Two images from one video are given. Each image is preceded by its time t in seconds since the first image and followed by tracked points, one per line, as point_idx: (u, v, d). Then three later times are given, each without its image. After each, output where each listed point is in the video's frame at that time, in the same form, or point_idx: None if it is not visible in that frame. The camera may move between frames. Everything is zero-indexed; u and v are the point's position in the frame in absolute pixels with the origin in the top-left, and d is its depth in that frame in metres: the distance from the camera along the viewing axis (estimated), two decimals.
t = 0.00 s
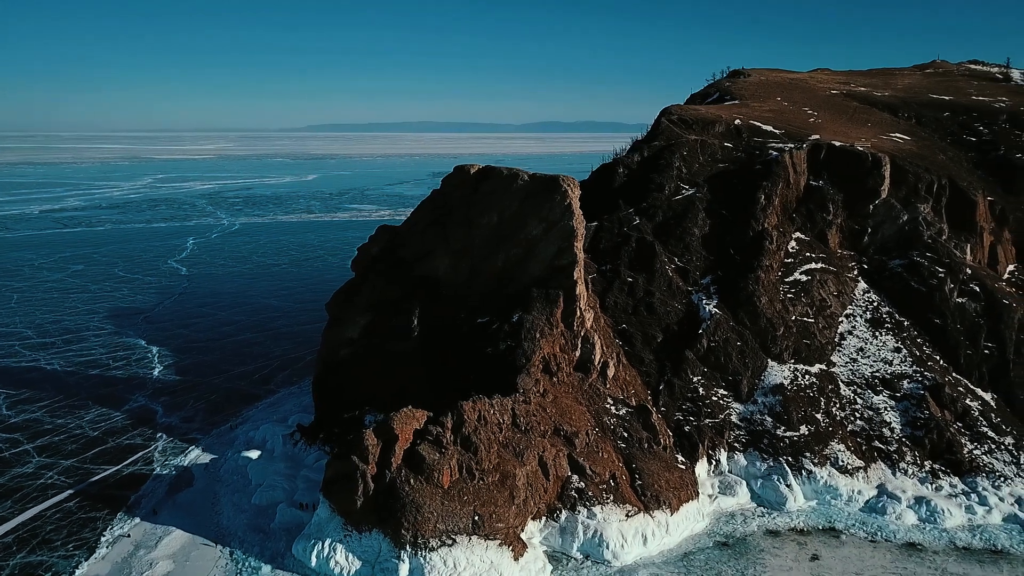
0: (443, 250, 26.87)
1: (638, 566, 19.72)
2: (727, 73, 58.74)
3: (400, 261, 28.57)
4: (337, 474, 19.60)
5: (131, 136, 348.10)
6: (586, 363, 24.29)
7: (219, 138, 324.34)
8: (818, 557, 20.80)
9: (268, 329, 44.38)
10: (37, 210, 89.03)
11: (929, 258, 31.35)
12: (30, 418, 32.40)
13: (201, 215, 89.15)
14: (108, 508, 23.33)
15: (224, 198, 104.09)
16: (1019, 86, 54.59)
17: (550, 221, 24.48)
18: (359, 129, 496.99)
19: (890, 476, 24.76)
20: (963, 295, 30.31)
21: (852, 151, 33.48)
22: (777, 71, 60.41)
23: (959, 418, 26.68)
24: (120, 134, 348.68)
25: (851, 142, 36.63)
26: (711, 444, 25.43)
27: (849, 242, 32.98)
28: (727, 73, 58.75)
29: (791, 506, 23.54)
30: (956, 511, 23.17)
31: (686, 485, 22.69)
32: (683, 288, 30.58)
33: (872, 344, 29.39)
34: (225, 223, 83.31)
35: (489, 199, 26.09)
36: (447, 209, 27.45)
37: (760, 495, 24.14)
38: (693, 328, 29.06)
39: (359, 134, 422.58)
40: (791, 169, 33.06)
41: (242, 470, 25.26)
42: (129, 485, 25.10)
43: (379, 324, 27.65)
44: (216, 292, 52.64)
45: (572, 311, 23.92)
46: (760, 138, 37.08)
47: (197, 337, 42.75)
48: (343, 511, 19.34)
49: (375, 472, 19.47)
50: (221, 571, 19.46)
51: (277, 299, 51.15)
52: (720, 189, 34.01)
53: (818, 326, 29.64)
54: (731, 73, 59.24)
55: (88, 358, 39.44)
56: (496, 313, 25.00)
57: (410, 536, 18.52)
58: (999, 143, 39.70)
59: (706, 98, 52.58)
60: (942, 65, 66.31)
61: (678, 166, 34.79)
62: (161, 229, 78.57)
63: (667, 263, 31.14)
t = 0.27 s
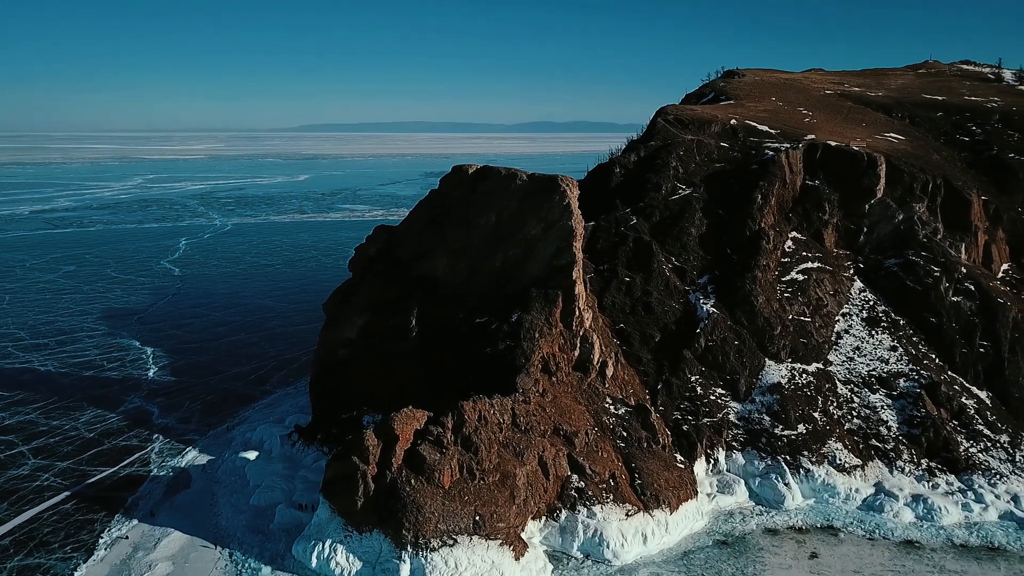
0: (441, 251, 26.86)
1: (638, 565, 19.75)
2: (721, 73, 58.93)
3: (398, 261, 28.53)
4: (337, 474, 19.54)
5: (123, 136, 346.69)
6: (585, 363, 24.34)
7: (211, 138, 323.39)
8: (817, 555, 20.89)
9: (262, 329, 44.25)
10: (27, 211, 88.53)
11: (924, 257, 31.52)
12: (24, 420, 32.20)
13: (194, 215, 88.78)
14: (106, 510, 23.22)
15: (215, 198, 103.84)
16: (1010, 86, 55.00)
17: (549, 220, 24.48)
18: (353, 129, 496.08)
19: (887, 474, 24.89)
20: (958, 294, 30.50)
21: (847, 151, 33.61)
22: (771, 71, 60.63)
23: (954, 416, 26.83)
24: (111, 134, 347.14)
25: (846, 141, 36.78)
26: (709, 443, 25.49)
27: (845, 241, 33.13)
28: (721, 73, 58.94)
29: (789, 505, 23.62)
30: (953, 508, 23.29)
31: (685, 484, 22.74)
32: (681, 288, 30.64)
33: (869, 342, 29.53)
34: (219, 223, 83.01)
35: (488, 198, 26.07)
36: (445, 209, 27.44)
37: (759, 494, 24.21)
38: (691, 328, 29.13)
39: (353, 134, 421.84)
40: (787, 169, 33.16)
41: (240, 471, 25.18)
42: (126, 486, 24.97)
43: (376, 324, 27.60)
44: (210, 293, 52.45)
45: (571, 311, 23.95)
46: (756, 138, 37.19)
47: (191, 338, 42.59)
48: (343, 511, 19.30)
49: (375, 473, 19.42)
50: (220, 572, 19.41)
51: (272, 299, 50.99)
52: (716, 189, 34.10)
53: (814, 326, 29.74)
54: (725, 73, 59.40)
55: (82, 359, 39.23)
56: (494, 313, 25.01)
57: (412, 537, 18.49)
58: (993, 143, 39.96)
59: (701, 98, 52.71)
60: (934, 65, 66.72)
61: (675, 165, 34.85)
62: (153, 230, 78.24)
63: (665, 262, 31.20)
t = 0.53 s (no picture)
0: (440, 251, 26.84)
1: (639, 564, 19.79)
2: (715, 73, 59.13)
3: (396, 261, 28.48)
4: (338, 474, 19.47)
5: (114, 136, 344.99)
6: (585, 362, 24.38)
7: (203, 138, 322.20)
8: (816, 553, 20.97)
9: (257, 330, 44.12)
10: (16, 211, 87.93)
11: (919, 256, 31.70)
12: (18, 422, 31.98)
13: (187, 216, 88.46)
14: (104, 512, 23.10)
15: (205, 198, 103.83)
16: (1002, 87, 55.39)
17: (548, 221, 24.51)
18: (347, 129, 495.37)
19: (884, 472, 25.02)
20: (954, 293, 30.68)
21: (843, 151, 33.77)
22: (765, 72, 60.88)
23: (951, 414, 26.98)
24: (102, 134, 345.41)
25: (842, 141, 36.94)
26: (708, 442, 25.55)
27: (841, 241, 33.27)
28: (715, 73, 59.13)
29: (788, 503, 23.70)
30: (950, 506, 23.43)
31: (685, 483, 22.79)
32: (678, 287, 30.70)
33: (865, 341, 29.67)
34: (213, 223, 82.73)
35: (487, 199, 26.07)
36: (444, 209, 27.41)
37: (758, 493, 24.29)
38: (689, 327, 29.21)
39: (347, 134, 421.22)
40: (783, 169, 33.28)
41: (238, 472, 25.07)
42: (123, 488, 24.83)
43: (374, 324, 27.55)
44: (205, 294, 52.23)
45: (571, 311, 23.99)
46: (753, 138, 37.33)
47: (186, 339, 42.40)
48: (344, 512, 19.26)
49: (377, 474, 19.37)
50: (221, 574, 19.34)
51: (267, 300, 50.82)
52: (713, 189, 34.20)
53: (812, 325, 29.86)
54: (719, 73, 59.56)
55: (76, 361, 38.99)
56: (494, 313, 25.02)
57: (414, 537, 18.47)
58: (986, 143, 40.22)
59: (696, 99, 52.85)
60: (926, 65, 67.15)
61: (672, 165, 34.92)
62: (145, 230, 77.84)
63: (662, 262, 31.26)
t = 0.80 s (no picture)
0: (439, 251, 26.83)
1: (640, 563, 19.82)
2: (710, 74, 59.30)
3: (395, 261, 28.44)
4: (339, 475, 19.41)
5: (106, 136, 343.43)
6: (584, 362, 24.41)
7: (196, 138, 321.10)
8: (816, 552, 21.05)
9: (252, 331, 43.96)
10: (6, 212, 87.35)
11: (915, 256, 31.86)
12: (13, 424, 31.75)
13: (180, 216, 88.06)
14: (102, 514, 22.97)
15: (196, 198, 103.64)
16: (994, 87, 55.77)
17: (548, 220, 24.53)
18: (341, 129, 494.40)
19: (882, 470, 25.13)
20: (950, 292, 30.84)
21: (840, 151, 33.91)
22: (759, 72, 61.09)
23: (948, 412, 27.12)
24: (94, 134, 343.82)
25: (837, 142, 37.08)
26: (707, 442, 25.60)
27: (838, 240, 33.41)
28: (710, 73, 59.30)
29: (787, 501, 23.78)
30: (948, 504, 23.56)
31: (685, 482, 22.84)
32: (676, 287, 30.75)
33: (862, 340, 29.80)
34: (206, 224, 82.39)
35: (486, 198, 26.08)
36: (442, 209, 27.40)
37: (757, 492, 24.36)
38: (687, 327, 29.27)
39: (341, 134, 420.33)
40: (780, 169, 33.38)
41: (237, 474, 24.97)
42: (121, 490, 24.71)
43: (373, 324, 27.47)
44: (199, 295, 52.02)
45: (570, 311, 24.03)
46: (749, 138, 37.45)
47: (181, 340, 42.21)
48: (346, 513, 19.21)
49: (378, 474, 19.32)
50: None
51: (262, 300, 50.65)
52: (710, 188, 34.29)
53: (809, 324, 29.97)
54: (714, 73, 59.71)
55: (70, 362, 38.76)
56: (493, 313, 25.02)
57: (416, 538, 18.44)
58: (980, 143, 40.46)
59: (691, 99, 52.98)
60: (919, 65, 67.52)
61: (669, 166, 35.00)
62: (137, 231, 77.43)
63: (660, 262, 31.30)
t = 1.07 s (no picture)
0: (438, 251, 26.82)
1: (641, 563, 19.85)
2: (706, 74, 59.41)
3: (394, 261, 28.41)
4: (340, 475, 19.37)
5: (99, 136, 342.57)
6: (585, 362, 24.44)
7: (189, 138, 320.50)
8: (816, 550, 21.12)
9: (249, 331, 43.85)
10: None
11: (912, 255, 31.99)
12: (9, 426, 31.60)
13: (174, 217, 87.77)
14: (101, 516, 22.89)
15: (190, 198, 103.49)
16: (988, 87, 56.00)
17: (548, 220, 24.54)
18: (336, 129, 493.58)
19: (881, 469, 25.22)
20: (947, 291, 30.96)
21: (837, 151, 34.00)
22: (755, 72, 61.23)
23: (946, 411, 27.22)
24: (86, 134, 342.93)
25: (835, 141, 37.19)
26: (706, 441, 25.64)
27: (835, 240, 33.52)
28: (706, 73, 59.42)
29: (787, 500, 23.85)
30: (947, 502, 23.66)
31: (686, 481, 22.88)
32: (675, 287, 30.79)
33: (860, 340, 29.90)
34: (201, 224, 82.13)
35: (485, 198, 26.09)
36: (442, 209, 27.39)
37: (757, 491, 24.41)
38: (686, 326, 29.32)
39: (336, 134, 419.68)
40: (778, 169, 33.45)
41: (236, 475, 24.89)
42: (120, 492, 24.62)
43: (372, 324, 27.43)
44: (195, 295, 51.84)
45: (570, 310, 24.05)
46: (746, 138, 37.53)
47: (178, 340, 42.06)
48: (347, 513, 19.18)
49: (380, 475, 19.29)
50: None
51: (258, 301, 50.52)
52: (708, 188, 34.35)
53: (807, 323, 30.04)
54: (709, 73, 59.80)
55: (66, 363, 38.58)
56: (493, 313, 25.03)
57: (418, 538, 18.44)
58: (975, 143, 40.62)
59: (688, 99, 53.07)
60: (914, 65, 67.75)
61: (667, 166, 35.05)
62: (131, 231, 77.11)
63: (659, 261, 31.35)
